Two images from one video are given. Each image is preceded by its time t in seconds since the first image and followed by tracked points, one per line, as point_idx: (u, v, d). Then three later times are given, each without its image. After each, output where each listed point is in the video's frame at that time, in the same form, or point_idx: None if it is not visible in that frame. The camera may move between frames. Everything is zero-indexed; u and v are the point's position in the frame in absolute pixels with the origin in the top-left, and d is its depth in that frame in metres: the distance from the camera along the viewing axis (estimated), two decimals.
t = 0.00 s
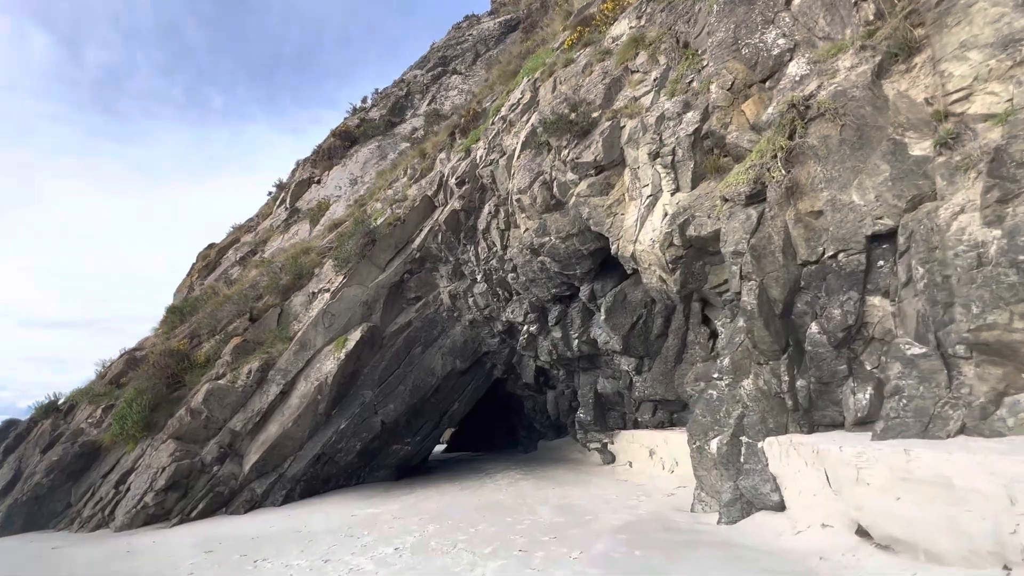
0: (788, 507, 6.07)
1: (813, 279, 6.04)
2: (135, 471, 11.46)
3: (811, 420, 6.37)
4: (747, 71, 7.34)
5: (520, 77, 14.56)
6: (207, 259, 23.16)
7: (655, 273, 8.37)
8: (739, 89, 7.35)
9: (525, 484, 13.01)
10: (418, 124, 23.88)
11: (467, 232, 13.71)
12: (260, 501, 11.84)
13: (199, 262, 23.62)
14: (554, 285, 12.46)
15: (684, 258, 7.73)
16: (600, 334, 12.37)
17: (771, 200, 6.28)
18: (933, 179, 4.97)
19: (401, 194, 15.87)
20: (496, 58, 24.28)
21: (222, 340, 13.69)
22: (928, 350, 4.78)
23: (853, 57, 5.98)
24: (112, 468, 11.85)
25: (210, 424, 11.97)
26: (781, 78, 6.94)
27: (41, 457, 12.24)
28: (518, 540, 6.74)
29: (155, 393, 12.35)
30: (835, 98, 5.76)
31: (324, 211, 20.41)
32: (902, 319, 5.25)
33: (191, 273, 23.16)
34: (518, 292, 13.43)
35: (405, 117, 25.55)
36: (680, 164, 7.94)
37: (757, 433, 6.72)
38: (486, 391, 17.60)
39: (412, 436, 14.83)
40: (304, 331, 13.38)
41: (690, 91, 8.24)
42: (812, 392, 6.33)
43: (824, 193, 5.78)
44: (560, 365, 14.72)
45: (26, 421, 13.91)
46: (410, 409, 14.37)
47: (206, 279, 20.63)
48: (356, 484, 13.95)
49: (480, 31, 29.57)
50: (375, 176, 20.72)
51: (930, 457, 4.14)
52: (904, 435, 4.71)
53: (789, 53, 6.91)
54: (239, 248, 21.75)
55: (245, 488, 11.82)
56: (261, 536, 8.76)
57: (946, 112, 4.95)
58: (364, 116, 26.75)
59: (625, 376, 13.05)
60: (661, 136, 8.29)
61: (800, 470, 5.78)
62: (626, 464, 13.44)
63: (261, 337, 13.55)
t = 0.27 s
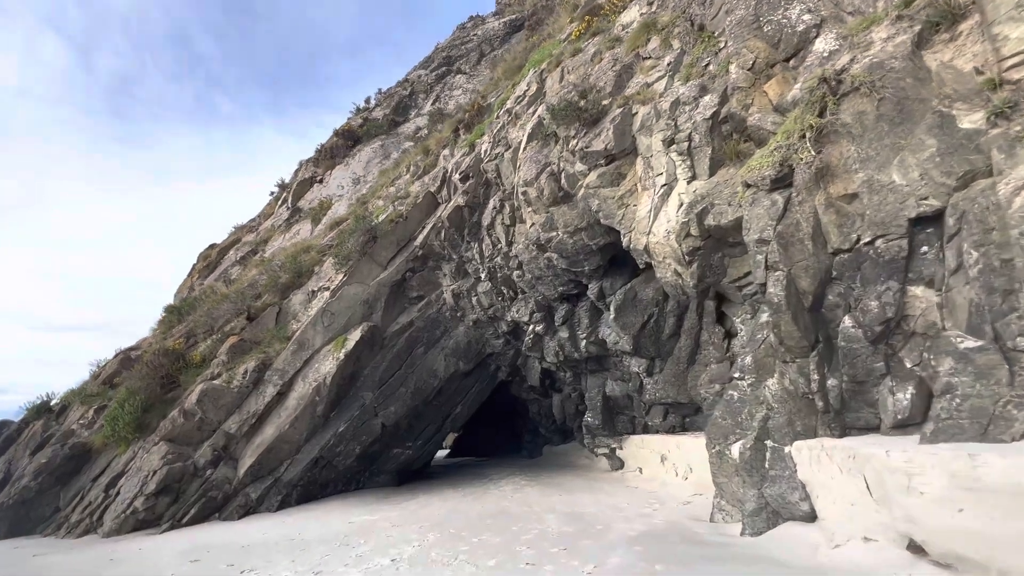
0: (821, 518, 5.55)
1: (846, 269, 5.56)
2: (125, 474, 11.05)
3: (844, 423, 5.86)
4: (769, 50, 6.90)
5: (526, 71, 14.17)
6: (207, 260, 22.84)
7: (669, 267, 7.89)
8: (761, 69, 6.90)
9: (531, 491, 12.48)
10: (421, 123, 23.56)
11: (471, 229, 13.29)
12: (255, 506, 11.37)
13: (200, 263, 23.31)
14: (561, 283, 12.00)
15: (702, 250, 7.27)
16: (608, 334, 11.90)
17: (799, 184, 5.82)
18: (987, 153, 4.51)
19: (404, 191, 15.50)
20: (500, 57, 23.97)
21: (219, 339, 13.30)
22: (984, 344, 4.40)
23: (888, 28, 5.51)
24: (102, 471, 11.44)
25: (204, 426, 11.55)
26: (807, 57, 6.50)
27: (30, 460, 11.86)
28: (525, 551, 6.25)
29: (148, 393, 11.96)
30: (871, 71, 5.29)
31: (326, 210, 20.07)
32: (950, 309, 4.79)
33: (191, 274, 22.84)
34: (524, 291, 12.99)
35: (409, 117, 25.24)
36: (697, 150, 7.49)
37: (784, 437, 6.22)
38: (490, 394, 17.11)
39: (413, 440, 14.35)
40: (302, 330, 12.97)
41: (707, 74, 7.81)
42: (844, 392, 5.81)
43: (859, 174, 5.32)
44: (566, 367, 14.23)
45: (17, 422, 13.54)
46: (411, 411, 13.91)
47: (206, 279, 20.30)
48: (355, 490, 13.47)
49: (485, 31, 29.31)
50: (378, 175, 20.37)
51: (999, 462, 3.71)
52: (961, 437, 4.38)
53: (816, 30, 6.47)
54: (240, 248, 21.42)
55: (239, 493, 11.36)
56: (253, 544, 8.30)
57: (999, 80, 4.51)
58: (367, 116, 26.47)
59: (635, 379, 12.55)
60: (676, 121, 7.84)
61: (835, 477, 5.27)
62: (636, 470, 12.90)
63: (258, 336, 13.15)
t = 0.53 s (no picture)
0: (852, 534, 5.08)
1: (877, 264, 5.13)
2: (107, 482, 10.59)
3: (875, 431, 5.38)
4: (787, 32, 6.51)
5: (528, 66, 13.78)
6: (203, 261, 22.41)
7: (680, 264, 7.45)
8: (779, 53, 6.49)
9: (533, 500, 11.99)
10: (421, 122, 23.19)
11: (471, 228, 12.86)
12: (243, 516, 10.87)
13: (195, 264, 22.87)
14: (564, 284, 11.55)
15: (717, 245, 6.84)
16: (614, 336, 11.46)
17: (824, 171, 5.40)
18: None
19: (402, 189, 15.09)
20: (501, 57, 23.64)
21: (209, 341, 12.84)
22: None
23: (921, 2, 5.07)
24: (85, 479, 10.96)
25: (191, 431, 11.07)
26: (829, 39, 6.10)
27: (10, 466, 11.41)
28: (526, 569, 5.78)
29: (134, 397, 11.50)
30: (906, 47, 4.86)
31: (323, 210, 19.65)
32: (997, 304, 4.35)
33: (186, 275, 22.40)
34: (525, 292, 12.55)
35: (408, 117, 24.88)
36: (710, 139, 7.06)
37: (807, 446, 5.75)
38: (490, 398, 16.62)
39: (410, 446, 13.85)
40: (295, 331, 12.51)
41: (720, 61, 7.42)
42: (874, 398, 5.33)
43: (892, 159, 4.91)
44: (569, 371, 13.76)
45: None
46: (408, 416, 13.43)
47: (200, 281, 19.85)
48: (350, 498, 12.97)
49: (486, 32, 29.03)
50: (376, 174, 19.97)
51: None
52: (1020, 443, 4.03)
53: (839, 10, 6.09)
54: (235, 249, 20.99)
55: (227, 502, 10.87)
56: (237, 558, 7.82)
57: None
58: (366, 116, 26.11)
59: (640, 383, 12.10)
60: (687, 110, 7.42)
61: (867, 490, 4.92)
62: (642, 479, 12.39)
63: (250, 338, 12.68)
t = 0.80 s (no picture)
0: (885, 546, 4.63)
1: (912, 250, 4.73)
2: (83, 489, 10.10)
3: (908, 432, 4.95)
4: (805, 8, 6.24)
5: (528, 59, 13.43)
6: (195, 261, 21.92)
7: (691, 256, 7.02)
8: (797, 29, 6.22)
9: (532, 508, 11.46)
10: (419, 121, 22.81)
11: (469, 225, 12.44)
12: (228, 524, 10.35)
13: (187, 264, 22.37)
14: (566, 282, 11.11)
15: (732, 235, 6.42)
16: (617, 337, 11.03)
17: (852, 151, 5.01)
18: None
19: (399, 186, 14.68)
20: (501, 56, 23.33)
21: (196, 341, 12.35)
22: None
23: None
24: (61, 486, 10.49)
25: (174, 435, 10.55)
26: (849, 14, 5.90)
27: None
28: None
29: (114, 399, 11.00)
30: (943, 12, 4.50)
31: (318, 209, 19.19)
32: None
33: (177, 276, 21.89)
34: (525, 291, 12.12)
35: (406, 117, 24.52)
36: (723, 124, 6.68)
37: (833, 450, 5.30)
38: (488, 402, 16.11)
39: (405, 452, 13.33)
40: (286, 331, 12.02)
41: (732, 43, 7.03)
42: (908, 397, 4.87)
43: (929, 135, 4.51)
44: (570, 374, 13.30)
45: None
46: (403, 420, 12.92)
47: (191, 281, 19.35)
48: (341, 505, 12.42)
49: (485, 33, 28.77)
50: (373, 173, 19.55)
51: None
52: None
53: None
54: (228, 249, 20.50)
55: (211, 510, 10.34)
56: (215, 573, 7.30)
57: None
58: (363, 116, 25.74)
59: (644, 386, 11.64)
60: (699, 93, 7.02)
61: (905, 498, 4.50)
62: (645, 485, 11.91)
63: (239, 338, 12.18)
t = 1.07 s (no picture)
0: (919, 563, 4.22)
1: (948, 237, 4.34)
2: (58, 494, 9.65)
3: (941, 437, 4.55)
4: None
5: (528, 50, 13.06)
6: (186, 259, 21.42)
7: (701, 249, 6.62)
8: (817, 6, 5.93)
9: (531, 515, 11.00)
10: (416, 118, 22.41)
11: (466, 220, 12.02)
12: (211, 532, 9.89)
13: (178, 263, 21.87)
14: (566, 279, 10.70)
15: (746, 225, 6.02)
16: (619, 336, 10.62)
17: (882, 130, 4.62)
18: None
19: (394, 181, 14.26)
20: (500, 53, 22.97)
21: (182, 340, 11.87)
22: None
23: None
24: (35, 491, 10.08)
25: (156, 438, 10.08)
26: None
27: None
28: None
29: (93, 400, 10.53)
30: None
31: (311, 206, 18.74)
32: None
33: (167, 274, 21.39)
34: (524, 289, 11.70)
35: (404, 114, 24.11)
36: (736, 108, 6.30)
37: (859, 456, 4.89)
38: (485, 405, 15.66)
39: (399, 456, 12.86)
40: (275, 330, 11.57)
41: (744, 24, 6.67)
42: (942, 399, 4.48)
43: (970, 112, 4.13)
44: (570, 375, 12.88)
45: None
46: (397, 423, 12.46)
47: (180, 279, 18.85)
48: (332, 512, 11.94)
49: (484, 31, 28.44)
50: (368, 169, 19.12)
51: None
52: None
53: None
54: (219, 247, 20.01)
55: (194, 516, 9.89)
56: None
57: None
58: (360, 113, 25.32)
59: (647, 387, 11.23)
60: (710, 76, 6.64)
61: (948, 510, 4.11)
62: (647, 491, 11.48)
63: (226, 336, 11.71)
